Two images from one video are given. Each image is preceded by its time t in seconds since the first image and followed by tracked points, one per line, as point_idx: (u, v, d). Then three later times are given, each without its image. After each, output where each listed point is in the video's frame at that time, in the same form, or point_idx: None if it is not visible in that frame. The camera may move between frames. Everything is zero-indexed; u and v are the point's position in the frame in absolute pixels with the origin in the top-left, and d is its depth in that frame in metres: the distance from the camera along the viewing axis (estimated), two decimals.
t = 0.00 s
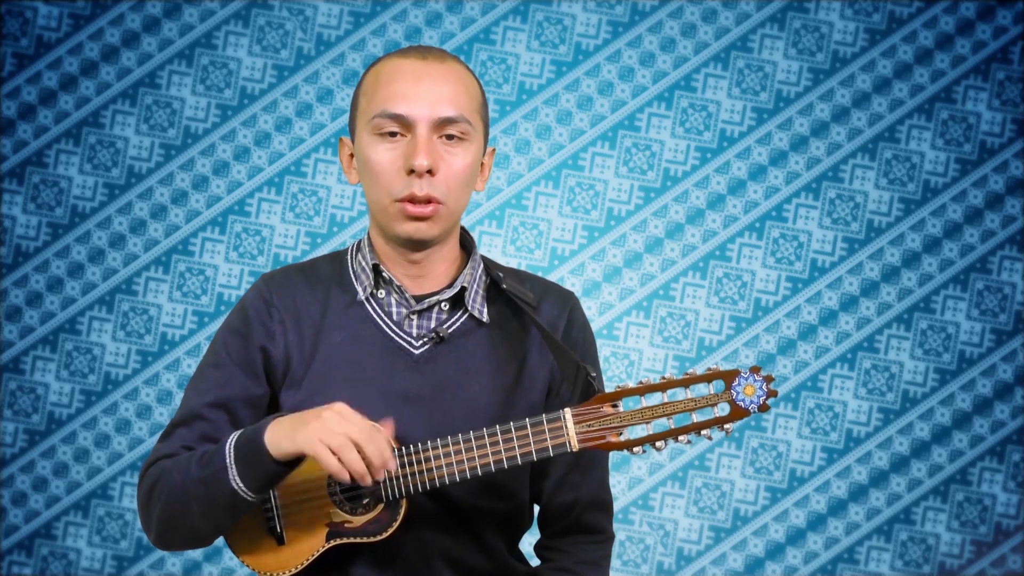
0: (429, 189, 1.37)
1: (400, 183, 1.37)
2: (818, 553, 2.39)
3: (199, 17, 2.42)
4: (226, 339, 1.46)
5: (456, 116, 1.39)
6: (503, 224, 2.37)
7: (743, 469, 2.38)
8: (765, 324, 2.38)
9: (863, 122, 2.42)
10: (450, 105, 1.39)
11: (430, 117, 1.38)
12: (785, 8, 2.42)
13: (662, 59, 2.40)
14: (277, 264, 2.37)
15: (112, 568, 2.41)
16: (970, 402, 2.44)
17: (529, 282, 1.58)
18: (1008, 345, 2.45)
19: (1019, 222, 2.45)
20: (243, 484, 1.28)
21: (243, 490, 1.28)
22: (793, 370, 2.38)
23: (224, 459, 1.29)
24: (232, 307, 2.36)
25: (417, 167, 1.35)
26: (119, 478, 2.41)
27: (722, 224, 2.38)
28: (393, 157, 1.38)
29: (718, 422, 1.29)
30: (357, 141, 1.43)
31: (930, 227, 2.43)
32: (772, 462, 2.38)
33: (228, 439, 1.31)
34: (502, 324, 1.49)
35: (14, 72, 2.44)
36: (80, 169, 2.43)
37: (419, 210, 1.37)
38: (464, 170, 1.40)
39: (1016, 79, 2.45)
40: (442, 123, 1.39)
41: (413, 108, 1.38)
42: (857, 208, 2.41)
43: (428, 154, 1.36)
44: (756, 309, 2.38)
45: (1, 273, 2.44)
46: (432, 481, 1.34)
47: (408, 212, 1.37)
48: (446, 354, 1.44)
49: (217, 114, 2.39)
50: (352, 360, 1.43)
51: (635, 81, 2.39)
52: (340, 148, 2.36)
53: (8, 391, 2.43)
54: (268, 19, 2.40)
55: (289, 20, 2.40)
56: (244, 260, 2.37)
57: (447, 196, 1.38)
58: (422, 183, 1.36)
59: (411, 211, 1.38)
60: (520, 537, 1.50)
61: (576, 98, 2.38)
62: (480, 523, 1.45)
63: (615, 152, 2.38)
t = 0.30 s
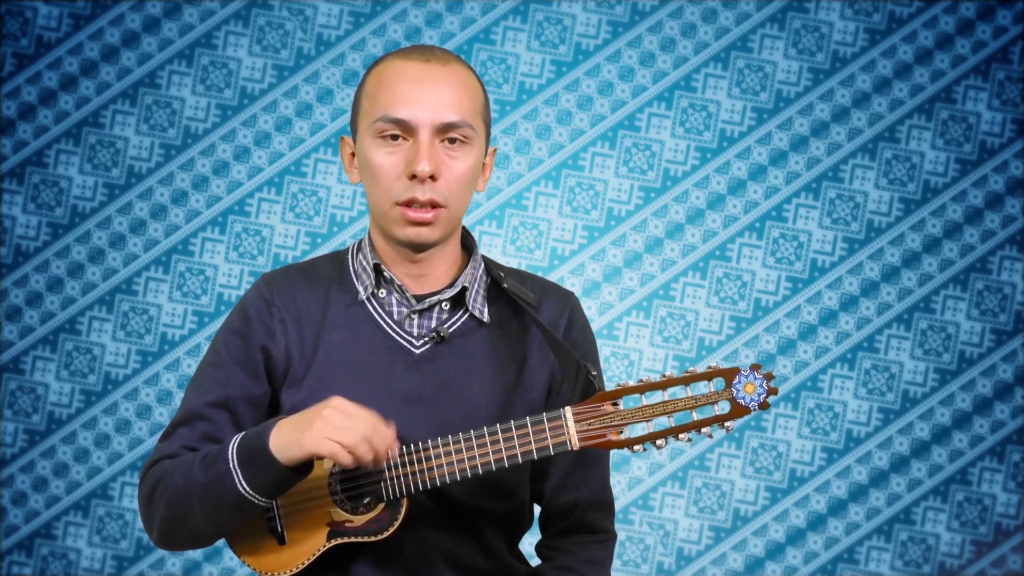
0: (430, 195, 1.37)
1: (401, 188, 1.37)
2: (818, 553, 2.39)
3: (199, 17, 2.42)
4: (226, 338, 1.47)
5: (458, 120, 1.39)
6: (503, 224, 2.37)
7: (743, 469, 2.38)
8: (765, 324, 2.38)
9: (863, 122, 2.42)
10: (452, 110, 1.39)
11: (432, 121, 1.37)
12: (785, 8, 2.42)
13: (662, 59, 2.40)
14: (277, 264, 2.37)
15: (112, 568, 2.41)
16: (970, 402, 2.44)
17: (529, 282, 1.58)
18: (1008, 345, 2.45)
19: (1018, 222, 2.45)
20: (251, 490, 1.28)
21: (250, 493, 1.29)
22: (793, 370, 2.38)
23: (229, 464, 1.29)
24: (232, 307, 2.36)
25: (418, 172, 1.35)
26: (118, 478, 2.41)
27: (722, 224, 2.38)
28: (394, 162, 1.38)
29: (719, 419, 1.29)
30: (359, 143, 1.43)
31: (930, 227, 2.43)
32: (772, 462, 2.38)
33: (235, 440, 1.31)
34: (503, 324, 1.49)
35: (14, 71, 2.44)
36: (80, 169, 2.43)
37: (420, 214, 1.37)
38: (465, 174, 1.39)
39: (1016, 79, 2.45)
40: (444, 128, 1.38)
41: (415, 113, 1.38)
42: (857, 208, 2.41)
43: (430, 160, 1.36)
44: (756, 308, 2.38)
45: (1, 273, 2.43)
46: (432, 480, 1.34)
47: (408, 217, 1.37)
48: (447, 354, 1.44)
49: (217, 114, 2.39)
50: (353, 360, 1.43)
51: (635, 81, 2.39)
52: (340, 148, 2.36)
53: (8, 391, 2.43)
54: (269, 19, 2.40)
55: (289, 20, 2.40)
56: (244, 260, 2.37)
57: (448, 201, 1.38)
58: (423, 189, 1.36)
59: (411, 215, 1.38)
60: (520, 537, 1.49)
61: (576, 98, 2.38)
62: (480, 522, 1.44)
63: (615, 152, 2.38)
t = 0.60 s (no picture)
0: (425, 233, 1.35)
1: (396, 225, 1.35)
2: (818, 553, 2.39)
3: (199, 17, 2.42)
4: (227, 334, 1.46)
5: (452, 158, 1.33)
6: (503, 224, 2.37)
7: (743, 469, 2.38)
8: (765, 324, 2.38)
9: (863, 122, 2.42)
10: (445, 147, 1.32)
11: (424, 161, 1.32)
12: (785, 8, 2.42)
13: (662, 59, 2.40)
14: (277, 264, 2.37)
15: (112, 568, 2.41)
16: (970, 402, 2.44)
17: (533, 283, 1.58)
18: (1008, 345, 2.45)
19: (1019, 222, 2.45)
20: (239, 499, 1.30)
21: (237, 503, 1.31)
22: (793, 370, 2.38)
23: (220, 472, 1.31)
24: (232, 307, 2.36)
25: (412, 216, 1.32)
26: (119, 478, 2.41)
27: (722, 224, 2.38)
28: (388, 198, 1.34)
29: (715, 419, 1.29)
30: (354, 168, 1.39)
31: (930, 227, 2.43)
32: (772, 462, 2.38)
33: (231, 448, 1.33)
34: (506, 324, 1.49)
35: (14, 72, 2.44)
36: (80, 169, 2.43)
37: (416, 250, 1.36)
38: (460, 207, 1.36)
39: (1016, 79, 2.45)
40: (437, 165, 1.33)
41: (406, 152, 1.31)
42: (857, 208, 2.41)
43: (423, 200, 1.32)
44: (756, 308, 2.38)
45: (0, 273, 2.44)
46: (430, 476, 1.34)
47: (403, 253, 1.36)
48: (449, 352, 1.44)
49: (217, 114, 2.39)
50: (356, 358, 1.43)
51: (635, 81, 2.39)
52: (340, 148, 2.36)
53: (8, 391, 2.43)
54: (268, 19, 2.40)
55: (289, 20, 2.40)
56: (244, 260, 2.37)
57: (443, 234, 1.36)
58: (418, 229, 1.34)
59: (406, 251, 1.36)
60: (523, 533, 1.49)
61: (576, 98, 2.38)
62: (478, 519, 1.45)
63: (614, 152, 2.38)
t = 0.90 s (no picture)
0: (425, 246, 1.36)
1: (395, 238, 1.35)
2: (818, 553, 2.39)
3: (199, 17, 2.42)
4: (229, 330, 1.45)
5: (450, 173, 1.33)
6: (504, 224, 2.37)
7: (743, 469, 2.38)
8: (766, 324, 2.38)
9: (863, 122, 2.42)
10: (443, 163, 1.33)
11: (421, 178, 1.32)
12: (785, 8, 2.42)
13: (662, 59, 2.40)
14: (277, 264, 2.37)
15: (112, 568, 2.41)
16: (970, 402, 2.44)
17: (536, 282, 1.58)
18: (1008, 345, 2.45)
19: (1019, 222, 2.45)
20: (245, 468, 1.28)
21: (243, 472, 1.28)
22: (794, 370, 2.38)
23: (222, 440, 1.29)
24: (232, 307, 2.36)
25: (410, 232, 1.33)
26: (119, 478, 2.41)
27: (722, 224, 2.38)
28: (386, 212, 1.35)
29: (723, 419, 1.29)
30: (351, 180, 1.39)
31: (930, 227, 2.43)
32: (772, 462, 2.38)
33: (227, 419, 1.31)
34: (510, 324, 1.49)
35: (14, 71, 2.44)
36: (80, 169, 2.42)
37: (416, 261, 1.37)
38: (458, 218, 1.37)
39: (1016, 79, 2.45)
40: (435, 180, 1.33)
41: (404, 169, 1.31)
42: (857, 208, 2.41)
43: (421, 215, 1.33)
44: (756, 308, 2.38)
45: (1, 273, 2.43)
46: (437, 472, 1.35)
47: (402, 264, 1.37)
48: (453, 352, 1.44)
49: (217, 114, 2.39)
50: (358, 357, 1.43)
51: (635, 81, 2.40)
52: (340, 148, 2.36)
53: (8, 391, 2.43)
54: (268, 19, 2.40)
55: (289, 20, 2.40)
56: (244, 260, 2.37)
57: (441, 245, 1.37)
58: (417, 243, 1.35)
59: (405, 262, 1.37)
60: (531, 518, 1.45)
61: (576, 98, 2.38)
62: (481, 518, 1.45)
63: (615, 152, 2.38)
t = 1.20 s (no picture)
0: (422, 248, 1.35)
1: (393, 240, 1.35)
2: (818, 553, 2.39)
3: (199, 17, 2.42)
4: (231, 322, 1.45)
5: (448, 176, 1.33)
6: (504, 224, 2.37)
7: (743, 469, 2.38)
8: (766, 324, 2.38)
9: (863, 122, 2.42)
10: (442, 165, 1.32)
11: (420, 180, 1.31)
12: (785, 8, 2.42)
13: (662, 59, 2.40)
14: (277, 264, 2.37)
15: (112, 568, 2.41)
16: (970, 402, 2.44)
17: (534, 283, 1.57)
18: (1008, 345, 2.45)
19: (1019, 222, 2.45)
20: (256, 455, 1.28)
21: (254, 460, 1.29)
22: (793, 370, 2.38)
23: (230, 431, 1.29)
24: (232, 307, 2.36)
25: (408, 234, 1.32)
26: (119, 478, 2.41)
27: (722, 224, 2.38)
28: (384, 214, 1.34)
29: (721, 412, 1.29)
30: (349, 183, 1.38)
31: (930, 227, 2.43)
32: (772, 462, 2.38)
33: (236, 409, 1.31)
34: (507, 323, 1.49)
35: (14, 71, 2.44)
36: (80, 169, 2.43)
37: (413, 264, 1.37)
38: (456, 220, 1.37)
39: (1016, 79, 2.45)
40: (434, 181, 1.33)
41: (403, 171, 1.31)
42: (857, 208, 2.41)
43: (420, 218, 1.33)
44: (756, 308, 2.38)
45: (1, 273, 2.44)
46: (435, 467, 1.35)
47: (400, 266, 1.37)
48: (450, 350, 1.44)
49: (217, 114, 2.39)
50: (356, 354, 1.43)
51: (635, 81, 2.39)
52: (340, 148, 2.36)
53: (8, 391, 2.43)
54: (268, 19, 2.40)
55: (289, 20, 2.40)
56: (244, 260, 2.37)
57: (439, 247, 1.37)
58: (415, 245, 1.35)
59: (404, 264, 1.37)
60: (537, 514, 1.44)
61: (576, 98, 2.38)
62: (481, 516, 1.45)
63: (615, 152, 2.38)
